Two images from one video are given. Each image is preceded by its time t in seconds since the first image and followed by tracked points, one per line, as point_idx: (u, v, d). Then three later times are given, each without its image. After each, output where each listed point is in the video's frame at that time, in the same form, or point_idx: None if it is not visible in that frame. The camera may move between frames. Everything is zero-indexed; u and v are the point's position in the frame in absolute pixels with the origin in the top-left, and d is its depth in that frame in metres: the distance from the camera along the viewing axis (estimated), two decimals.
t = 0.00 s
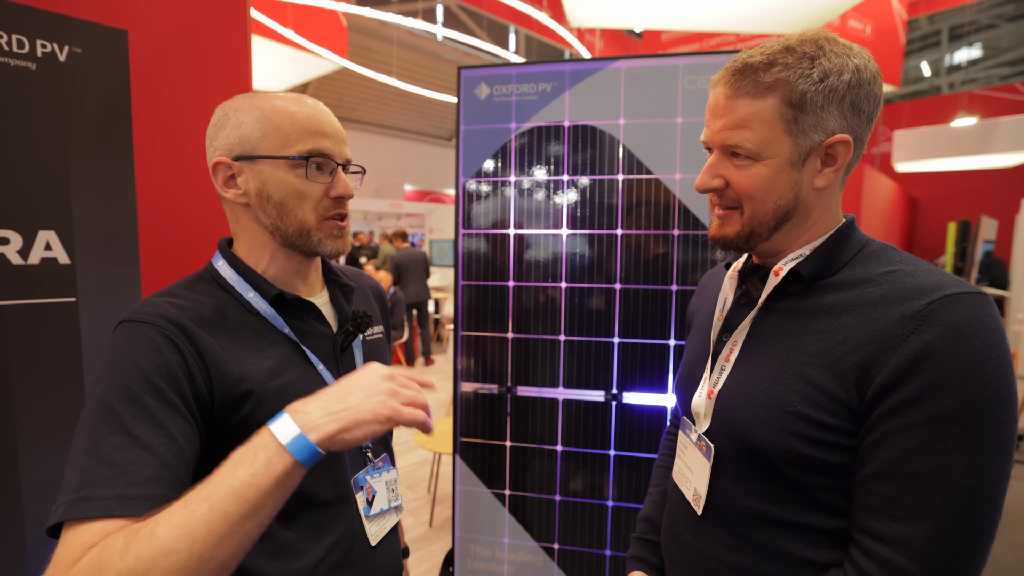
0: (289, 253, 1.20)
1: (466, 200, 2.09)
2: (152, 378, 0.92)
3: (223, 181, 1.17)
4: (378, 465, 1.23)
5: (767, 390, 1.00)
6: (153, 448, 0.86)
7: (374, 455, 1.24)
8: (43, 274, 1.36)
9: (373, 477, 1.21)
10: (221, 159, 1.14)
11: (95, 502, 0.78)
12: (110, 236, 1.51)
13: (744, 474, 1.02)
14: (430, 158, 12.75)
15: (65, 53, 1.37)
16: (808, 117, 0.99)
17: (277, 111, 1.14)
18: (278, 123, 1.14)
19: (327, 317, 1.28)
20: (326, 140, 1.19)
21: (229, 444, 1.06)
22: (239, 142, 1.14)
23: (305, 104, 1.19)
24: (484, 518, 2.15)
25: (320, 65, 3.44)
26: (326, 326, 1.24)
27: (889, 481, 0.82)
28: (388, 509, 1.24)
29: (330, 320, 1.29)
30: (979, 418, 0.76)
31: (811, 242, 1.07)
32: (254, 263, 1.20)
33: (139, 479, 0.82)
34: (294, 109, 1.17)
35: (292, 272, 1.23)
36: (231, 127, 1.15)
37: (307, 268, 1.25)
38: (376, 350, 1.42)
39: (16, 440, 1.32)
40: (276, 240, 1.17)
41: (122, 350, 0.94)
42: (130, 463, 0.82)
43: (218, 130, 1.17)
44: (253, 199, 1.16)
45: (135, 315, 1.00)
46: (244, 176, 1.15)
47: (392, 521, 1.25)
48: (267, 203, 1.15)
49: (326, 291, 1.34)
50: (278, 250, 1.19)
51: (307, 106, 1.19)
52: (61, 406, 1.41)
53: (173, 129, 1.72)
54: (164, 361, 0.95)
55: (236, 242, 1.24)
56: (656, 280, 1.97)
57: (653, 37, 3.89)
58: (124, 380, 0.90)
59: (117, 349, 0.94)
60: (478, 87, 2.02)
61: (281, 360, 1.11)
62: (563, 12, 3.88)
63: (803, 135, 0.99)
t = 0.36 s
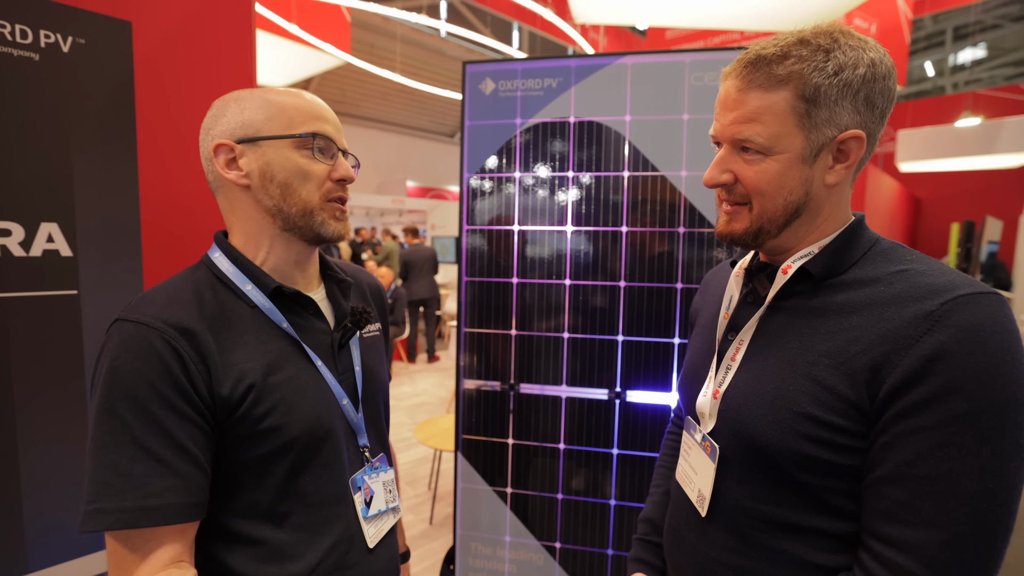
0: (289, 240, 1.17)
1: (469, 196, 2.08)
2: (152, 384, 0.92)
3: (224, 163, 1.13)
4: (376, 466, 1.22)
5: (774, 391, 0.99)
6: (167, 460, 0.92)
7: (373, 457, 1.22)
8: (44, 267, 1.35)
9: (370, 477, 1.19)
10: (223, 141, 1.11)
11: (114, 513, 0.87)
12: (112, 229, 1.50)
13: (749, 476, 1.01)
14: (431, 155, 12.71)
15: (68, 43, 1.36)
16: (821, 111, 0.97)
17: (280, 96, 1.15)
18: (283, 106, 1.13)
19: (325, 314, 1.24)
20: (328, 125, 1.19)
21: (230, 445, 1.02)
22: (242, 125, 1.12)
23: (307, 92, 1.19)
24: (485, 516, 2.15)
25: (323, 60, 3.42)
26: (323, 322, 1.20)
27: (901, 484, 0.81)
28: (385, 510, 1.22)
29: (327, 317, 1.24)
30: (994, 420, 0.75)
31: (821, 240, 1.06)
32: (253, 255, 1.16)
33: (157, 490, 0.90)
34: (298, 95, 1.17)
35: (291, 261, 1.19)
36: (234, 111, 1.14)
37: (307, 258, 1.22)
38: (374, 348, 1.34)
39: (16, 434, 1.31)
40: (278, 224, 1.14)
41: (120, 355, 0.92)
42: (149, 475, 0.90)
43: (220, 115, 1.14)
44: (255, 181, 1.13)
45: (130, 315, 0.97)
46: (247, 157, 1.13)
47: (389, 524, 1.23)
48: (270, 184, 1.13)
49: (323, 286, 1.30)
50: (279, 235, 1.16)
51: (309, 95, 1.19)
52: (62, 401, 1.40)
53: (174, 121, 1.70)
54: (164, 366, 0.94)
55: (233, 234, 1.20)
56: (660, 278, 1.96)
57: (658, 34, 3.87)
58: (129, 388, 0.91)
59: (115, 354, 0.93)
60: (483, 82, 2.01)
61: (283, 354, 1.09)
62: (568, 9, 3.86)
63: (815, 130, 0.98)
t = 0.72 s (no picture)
0: (291, 245, 1.14)
1: (471, 194, 2.07)
2: (114, 386, 0.89)
3: (244, 159, 1.11)
4: (366, 474, 1.18)
5: (777, 393, 0.99)
6: (113, 468, 0.89)
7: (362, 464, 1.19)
8: (46, 263, 1.35)
9: (361, 487, 1.15)
10: (247, 137, 1.09)
11: (53, 514, 0.86)
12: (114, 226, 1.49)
13: (752, 478, 1.01)
14: (432, 154, 12.71)
15: (73, 39, 1.36)
16: (821, 111, 0.97)
17: (318, 104, 1.13)
18: (316, 115, 1.11)
19: (322, 315, 1.22)
20: (358, 142, 1.17)
21: (201, 452, 0.99)
22: (271, 126, 1.10)
23: (343, 103, 1.18)
24: (487, 516, 2.15)
25: (326, 58, 3.42)
26: (319, 324, 1.18)
27: (906, 487, 0.81)
28: (376, 520, 1.19)
29: (325, 320, 1.23)
30: (1000, 421, 0.75)
31: (822, 239, 1.06)
32: (251, 253, 1.14)
33: (95, 498, 0.88)
34: (332, 104, 1.15)
35: (291, 265, 1.16)
36: (267, 109, 1.12)
37: (308, 264, 1.19)
38: (369, 354, 1.33)
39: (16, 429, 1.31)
40: (284, 230, 1.12)
41: (94, 351, 0.90)
42: (87, 481, 0.87)
43: (252, 110, 1.12)
44: (272, 183, 1.11)
45: (115, 309, 0.96)
46: (269, 158, 1.10)
47: (379, 535, 1.19)
48: (286, 189, 1.10)
49: (322, 287, 1.28)
50: (282, 241, 1.13)
51: (345, 104, 1.18)
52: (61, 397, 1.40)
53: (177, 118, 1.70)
54: (134, 369, 0.91)
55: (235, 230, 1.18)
56: (663, 277, 1.96)
57: (660, 33, 3.88)
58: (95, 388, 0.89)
59: (88, 349, 0.91)
60: (487, 80, 2.01)
61: (269, 360, 1.05)
62: (570, 8, 3.86)
63: (815, 130, 0.98)
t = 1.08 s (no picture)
0: (282, 237, 1.14)
1: (473, 192, 2.07)
2: (102, 387, 0.88)
3: (229, 149, 1.10)
4: (362, 472, 1.17)
5: (783, 394, 0.99)
6: (110, 467, 0.89)
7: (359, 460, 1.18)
8: (49, 254, 1.34)
9: (357, 484, 1.14)
10: (232, 127, 1.08)
11: (51, 520, 0.85)
12: (118, 218, 1.49)
13: (755, 480, 1.01)
14: (434, 153, 12.72)
15: (80, 31, 1.35)
16: (829, 113, 0.97)
17: (305, 90, 1.12)
18: (303, 102, 1.10)
19: (315, 308, 1.20)
20: (347, 129, 1.16)
21: (195, 451, 0.98)
22: (256, 113, 1.09)
23: (329, 89, 1.17)
24: (486, 515, 2.14)
25: (331, 54, 3.42)
26: (312, 318, 1.17)
27: (912, 489, 0.81)
28: (371, 520, 1.17)
29: (318, 313, 1.21)
30: (1007, 425, 0.75)
31: (828, 241, 1.05)
32: (240, 245, 1.13)
33: (96, 499, 0.87)
34: (319, 90, 1.14)
35: (284, 258, 1.16)
36: (251, 96, 1.10)
37: (301, 255, 1.19)
38: (366, 346, 1.32)
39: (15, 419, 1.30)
40: (274, 222, 1.11)
41: (79, 352, 0.89)
42: (85, 483, 0.87)
43: (235, 97, 1.11)
44: (259, 173, 1.10)
45: (96, 308, 0.94)
46: (255, 148, 1.09)
47: (374, 534, 1.17)
48: (275, 180, 1.09)
49: (316, 280, 1.26)
50: (274, 233, 1.13)
51: (332, 91, 1.17)
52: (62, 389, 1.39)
53: (181, 112, 1.70)
54: (121, 369, 0.90)
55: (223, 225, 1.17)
56: (665, 278, 1.96)
57: (664, 35, 3.88)
58: (80, 389, 0.87)
59: (73, 350, 0.90)
60: (491, 78, 2.00)
61: (260, 356, 1.04)
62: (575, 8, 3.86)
63: (822, 131, 0.98)
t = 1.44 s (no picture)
0: (272, 240, 1.12)
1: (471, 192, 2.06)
2: (89, 398, 0.85)
3: (213, 151, 1.09)
4: (356, 479, 1.16)
5: (779, 392, 0.98)
6: (98, 482, 0.86)
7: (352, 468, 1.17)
8: (40, 260, 1.32)
9: (350, 492, 1.13)
10: (215, 129, 1.06)
11: (32, 539, 0.82)
12: (111, 223, 1.47)
13: (754, 477, 1.01)
14: (429, 153, 12.68)
15: (69, 32, 1.33)
16: (838, 91, 0.97)
17: (288, 88, 1.10)
18: (287, 100, 1.08)
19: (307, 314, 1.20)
20: (334, 125, 1.14)
21: (187, 462, 0.96)
22: (240, 114, 1.07)
23: (314, 86, 1.15)
24: (489, 515, 2.13)
25: (325, 54, 3.40)
26: (305, 324, 1.16)
27: (909, 485, 0.81)
28: (365, 527, 1.16)
29: (310, 318, 1.21)
30: (1000, 419, 0.75)
31: (822, 233, 1.06)
32: (228, 244, 1.12)
33: (80, 515, 0.84)
34: (307, 88, 1.13)
35: (274, 260, 1.15)
36: (234, 95, 1.09)
37: (292, 260, 1.18)
38: (357, 353, 1.32)
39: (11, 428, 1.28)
40: (264, 224, 1.10)
41: (65, 362, 0.86)
42: (70, 499, 0.84)
43: (219, 97, 1.09)
44: (245, 175, 1.08)
45: (82, 316, 0.91)
46: (240, 149, 1.08)
47: (370, 541, 1.17)
48: (262, 181, 1.08)
49: (307, 285, 1.27)
50: (265, 235, 1.12)
51: (318, 89, 1.15)
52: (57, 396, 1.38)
53: (173, 114, 1.68)
54: (111, 380, 0.87)
55: (212, 227, 1.15)
56: (664, 275, 1.96)
57: (659, 33, 3.89)
58: (67, 401, 0.84)
59: (58, 361, 0.86)
60: (488, 77, 1.99)
61: (255, 363, 1.03)
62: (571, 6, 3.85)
63: (829, 110, 0.98)
